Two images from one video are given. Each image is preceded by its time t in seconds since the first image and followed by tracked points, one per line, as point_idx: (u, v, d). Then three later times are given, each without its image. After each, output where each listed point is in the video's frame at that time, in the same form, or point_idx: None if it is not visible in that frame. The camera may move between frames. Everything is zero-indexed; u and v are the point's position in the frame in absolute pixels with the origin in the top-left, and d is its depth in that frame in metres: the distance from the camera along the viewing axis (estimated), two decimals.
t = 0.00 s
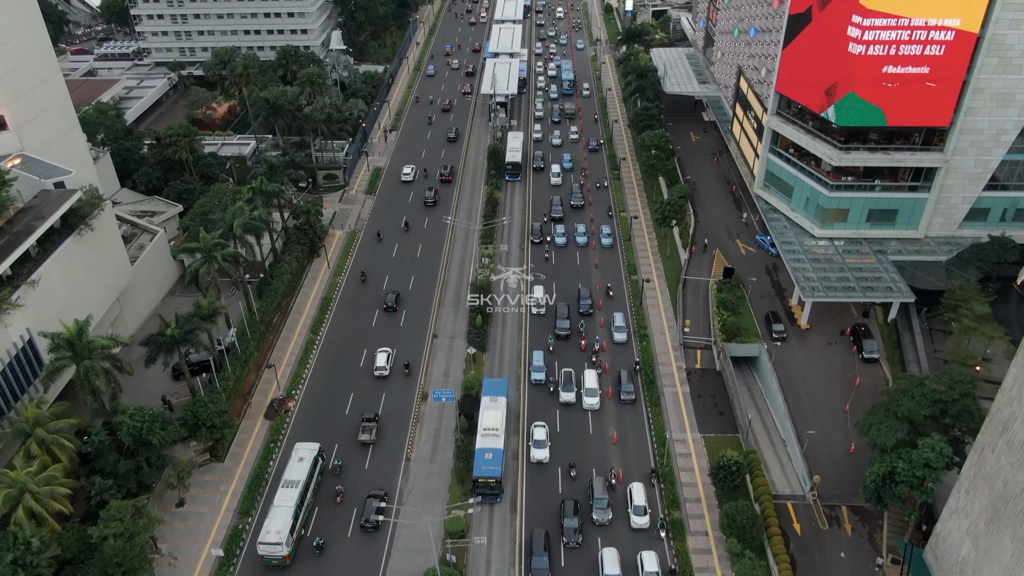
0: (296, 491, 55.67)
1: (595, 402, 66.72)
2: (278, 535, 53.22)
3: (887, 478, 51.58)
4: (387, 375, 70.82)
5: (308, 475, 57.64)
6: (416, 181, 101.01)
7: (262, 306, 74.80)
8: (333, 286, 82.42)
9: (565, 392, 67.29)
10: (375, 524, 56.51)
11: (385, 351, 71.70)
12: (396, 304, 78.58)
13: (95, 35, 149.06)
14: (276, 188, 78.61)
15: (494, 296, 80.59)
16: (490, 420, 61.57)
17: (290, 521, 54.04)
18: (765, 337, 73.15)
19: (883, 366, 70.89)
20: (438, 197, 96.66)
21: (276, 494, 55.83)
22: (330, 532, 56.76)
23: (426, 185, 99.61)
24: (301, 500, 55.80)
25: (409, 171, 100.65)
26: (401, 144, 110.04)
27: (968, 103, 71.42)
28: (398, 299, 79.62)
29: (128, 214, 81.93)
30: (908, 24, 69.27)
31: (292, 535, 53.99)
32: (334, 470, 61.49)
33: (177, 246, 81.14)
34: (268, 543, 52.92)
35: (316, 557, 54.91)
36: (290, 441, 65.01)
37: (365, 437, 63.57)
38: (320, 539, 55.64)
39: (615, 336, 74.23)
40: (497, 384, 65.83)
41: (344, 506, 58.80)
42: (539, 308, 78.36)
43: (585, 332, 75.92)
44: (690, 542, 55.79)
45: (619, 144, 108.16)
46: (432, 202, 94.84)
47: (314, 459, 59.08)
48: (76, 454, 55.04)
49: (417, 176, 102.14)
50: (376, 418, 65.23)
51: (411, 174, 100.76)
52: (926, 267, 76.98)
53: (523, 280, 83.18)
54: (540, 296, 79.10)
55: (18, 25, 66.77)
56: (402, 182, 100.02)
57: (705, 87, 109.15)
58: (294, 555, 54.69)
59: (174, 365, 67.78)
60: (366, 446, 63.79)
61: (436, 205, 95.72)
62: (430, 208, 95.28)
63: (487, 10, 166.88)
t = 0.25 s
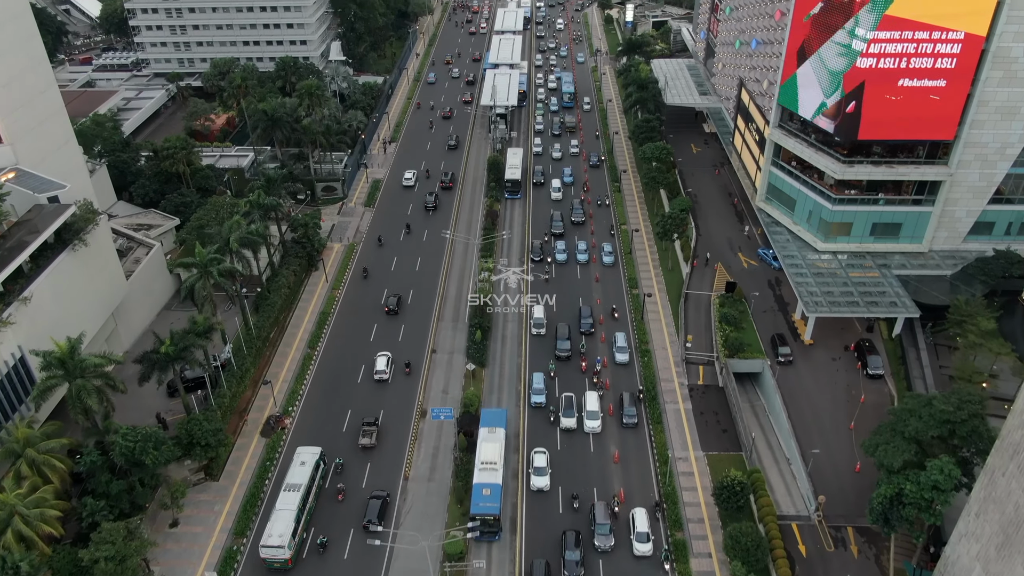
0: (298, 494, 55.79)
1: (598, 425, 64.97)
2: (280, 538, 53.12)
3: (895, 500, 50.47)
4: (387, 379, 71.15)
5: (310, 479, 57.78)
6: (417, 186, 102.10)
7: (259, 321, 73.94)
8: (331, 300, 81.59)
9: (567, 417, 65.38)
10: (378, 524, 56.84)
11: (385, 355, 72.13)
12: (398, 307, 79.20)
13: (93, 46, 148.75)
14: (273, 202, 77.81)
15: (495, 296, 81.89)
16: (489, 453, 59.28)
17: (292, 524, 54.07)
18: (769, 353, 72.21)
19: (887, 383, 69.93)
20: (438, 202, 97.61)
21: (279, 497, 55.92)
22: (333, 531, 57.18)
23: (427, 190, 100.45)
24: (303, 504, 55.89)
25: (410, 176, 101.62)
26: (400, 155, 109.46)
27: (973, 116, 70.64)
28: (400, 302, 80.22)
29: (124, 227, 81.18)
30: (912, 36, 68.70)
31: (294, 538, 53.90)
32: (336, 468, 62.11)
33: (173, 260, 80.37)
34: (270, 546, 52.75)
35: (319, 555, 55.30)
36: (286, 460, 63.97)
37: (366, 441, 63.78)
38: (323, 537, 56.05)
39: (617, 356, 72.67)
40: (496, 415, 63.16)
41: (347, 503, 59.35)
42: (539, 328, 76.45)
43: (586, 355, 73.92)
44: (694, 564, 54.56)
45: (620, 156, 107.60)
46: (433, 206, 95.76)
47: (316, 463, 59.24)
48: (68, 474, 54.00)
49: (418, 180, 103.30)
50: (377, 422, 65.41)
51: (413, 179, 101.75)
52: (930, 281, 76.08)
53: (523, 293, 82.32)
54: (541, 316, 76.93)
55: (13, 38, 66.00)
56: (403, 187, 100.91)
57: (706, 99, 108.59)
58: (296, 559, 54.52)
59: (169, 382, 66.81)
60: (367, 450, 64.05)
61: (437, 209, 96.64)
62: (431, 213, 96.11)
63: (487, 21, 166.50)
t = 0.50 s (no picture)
0: (300, 497, 55.87)
1: (599, 449, 63.37)
2: (282, 541, 52.99)
3: (903, 522, 49.35)
4: (387, 381, 71.71)
5: (313, 482, 57.84)
6: (419, 190, 103.16)
7: (256, 336, 73.06)
8: (330, 314, 80.71)
9: (567, 444, 63.57)
10: (380, 525, 57.40)
11: (385, 358, 72.70)
12: (399, 310, 79.89)
13: (92, 56, 148.56)
14: (270, 215, 76.94)
15: (495, 296, 83.05)
16: (486, 488, 56.79)
17: (294, 527, 54.03)
18: (772, 369, 71.24)
19: (892, 399, 68.96)
20: (438, 206, 98.60)
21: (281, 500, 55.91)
22: (335, 529, 57.81)
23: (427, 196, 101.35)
24: (306, 506, 55.92)
25: (412, 181, 102.59)
26: (400, 167, 108.83)
27: (978, 128, 69.96)
28: (401, 305, 80.94)
29: (120, 240, 80.40)
30: (916, 49, 68.03)
31: (296, 541, 53.84)
32: (338, 465, 62.86)
33: (170, 274, 79.62)
34: (272, 549, 52.62)
35: (322, 553, 55.89)
36: (278, 488, 62.24)
37: (366, 444, 64.17)
38: (326, 535, 56.60)
39: (618, 378, 71.13)
40: (494, 446, 60.69)
41: (348, 501, 60.12)
42: (539, 349, 74.71)
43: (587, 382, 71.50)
44: None
45: (621, 168, 107.02)
46: (433, 210, 96.62)
47: (318, 466, 59.33)
48: (59, 494, 52.91)
49: (420, 185, 104.26)
50: (377, 426, 65.78)
51: (415, 184, 102.76)
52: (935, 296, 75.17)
53: (523, 307, 81.43)
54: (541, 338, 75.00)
55: (8, 51, 65.36)
56: (404, 192, 101.93)
57: (707, 110, 107.99)
58: (298, 562, 54.42)
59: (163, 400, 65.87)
60: (367, 453, 64.34)
61: (438, 214, 97.60)
62: (431, 218, 97.00)
63: (487, 31, 166.12)
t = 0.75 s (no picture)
0: (302, 501, 56.20)
1: (601, 473, 61.66)
2: (285, 543, 53.34)
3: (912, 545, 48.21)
4: (387, 384, 72.27)
5: (315, 485, 58.18)
6: (420, 195, 104.20)
7: (252, 351, 72.16)
8: (328, 327, 79.83)
9: (567, 471, 61.57)
10: (383, 524, 57.88)
11: (385, 361, 73.31)
12: (400, 312, 80.69)
13: (91, 66, 148.20)
14: (268, 229, 76.08)
15: (495, 296, 84.36)
16: (484, 525, 54.59)
17: (297, 530, 54.38)
18: (776, 385, 70.24)
19: (898, 416, 67.95)
20: (439, 211, 99.71)
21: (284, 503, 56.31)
22: (338, 527, 58.43)
23: (428, 201, 102.32)
24: (308, 510, 56.30)
25: (414, 186, 103.58)
26: (399, 179, 108.16)
27: (983, 140, 69.21)
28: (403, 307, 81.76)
29: (116, 254, 79.68)
30: (920, 61, 67.39)
31: (299, 544, 54.21)
32: (339, 464, 63.49)
33: (166, 288, 78.85)
34: (275, 552, 52.95)
35: (325, 551, 56.52)
36: (277, 498, 61.65)
37: (366, 448, 64.29)
38: (329, 533, 57.26)
39: (620, 400, 69.22)
40: (492, 479, 58.63)
41: (350, 499, 60.83)
42: (539, 370, 72.99)
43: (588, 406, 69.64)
44: None
45: (622, 180, 106.42)
46: (433, 214, 97.67)
47: (320, 470, 59.64)
48: (50, 515, 51.81)
49: (421, 190, 105.26)
50: (378, 430, 66.00)
51: (416, 188, 103.80)
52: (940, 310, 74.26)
53: (523, 321, 80.58)
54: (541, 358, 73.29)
55: (3, 64, 64.73)
56: (407, 197, 103.03)
57: (708, 122, 107.37)
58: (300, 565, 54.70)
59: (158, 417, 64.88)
60: (367, 457, 64.52)
61: (438, 218, 98.63)
62: (432, 222, 97.89)
63: (487, 41, 165.82)
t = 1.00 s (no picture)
0: (304, 504, 56.53)
1: (603, 498, 59.92)
2: (287, 546, 53.80)
3: (922, 568, 47.06)
4: (387, 387, 72.81)
5: (317, 488, 58.47)
6: (421, 201, 105.28)
7: (249, 366, 71.21)
8: (326, 342, 78.91)
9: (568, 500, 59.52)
10: (386, 524, 58.18)
11: (385, 364, 74.01)
12: (402, 315, 81.63)
13: (90, 77, 147.86)
14: (265, 242, 75.24)
15: (495, 296, 85.68)
16: (483, 564, 52.69)
17: (299, 533, 54.71)
18: (780, 402, 69.16)
19: (903, 432, 66.90)
20: (439, 215, 100.83)
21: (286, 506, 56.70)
22: (341, 525, 59.03)
23: (429, 206, 103.30)
24: (310, 513, 56.64)
25: (415, 192, 104.61)
26: (399, 190, 107.46)
27: (987, 154, 68.59)
28: (404, 310, 82.66)
29: (112, 267, 78.90)
30: (924, 74, 66.98)
31: (301, 547, 54.58)
32: (340, 463, 64.29)
33: (163, 302, 78.02)
34: (277, 555, 53.49)
35: (329, 548, 57.12)
36: (273, 517, 60.44)
37: (367, 451, 64.55)
38: (332, 531, 57.94)
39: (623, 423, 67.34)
40: (489, 514, 56.50)
41: (351, 497, 61.42)
42: (539, 393, 71.24)
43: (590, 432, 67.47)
44: None
45: (623, 192, 105.81)
46: (434, 219, 98.79)
47: (322, 473, 59.85)
48: (40, 537, 50.64)
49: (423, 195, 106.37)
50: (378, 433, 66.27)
51: (417, 194, 104.85)
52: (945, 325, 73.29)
53: (523, 336, 79.67)
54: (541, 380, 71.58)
55: None
56: (408, 202, 103.91)
57: (710, 133, 106.72)
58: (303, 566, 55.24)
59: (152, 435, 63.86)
60: (367, 461, 64.76)
61: (438, 223, 99.67)
62: (433, 226, 98.94)
63: (487, 52, 165.52)
